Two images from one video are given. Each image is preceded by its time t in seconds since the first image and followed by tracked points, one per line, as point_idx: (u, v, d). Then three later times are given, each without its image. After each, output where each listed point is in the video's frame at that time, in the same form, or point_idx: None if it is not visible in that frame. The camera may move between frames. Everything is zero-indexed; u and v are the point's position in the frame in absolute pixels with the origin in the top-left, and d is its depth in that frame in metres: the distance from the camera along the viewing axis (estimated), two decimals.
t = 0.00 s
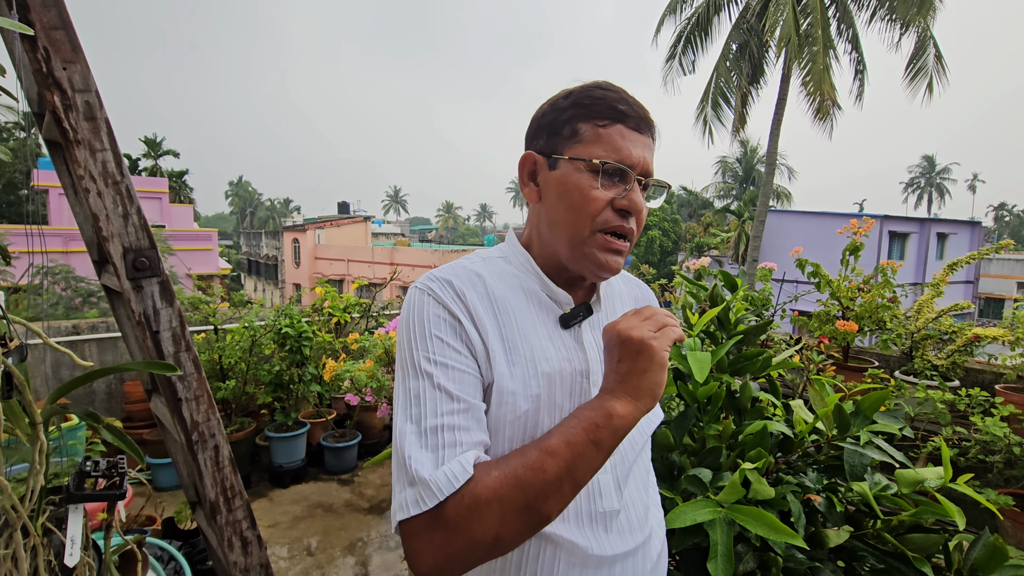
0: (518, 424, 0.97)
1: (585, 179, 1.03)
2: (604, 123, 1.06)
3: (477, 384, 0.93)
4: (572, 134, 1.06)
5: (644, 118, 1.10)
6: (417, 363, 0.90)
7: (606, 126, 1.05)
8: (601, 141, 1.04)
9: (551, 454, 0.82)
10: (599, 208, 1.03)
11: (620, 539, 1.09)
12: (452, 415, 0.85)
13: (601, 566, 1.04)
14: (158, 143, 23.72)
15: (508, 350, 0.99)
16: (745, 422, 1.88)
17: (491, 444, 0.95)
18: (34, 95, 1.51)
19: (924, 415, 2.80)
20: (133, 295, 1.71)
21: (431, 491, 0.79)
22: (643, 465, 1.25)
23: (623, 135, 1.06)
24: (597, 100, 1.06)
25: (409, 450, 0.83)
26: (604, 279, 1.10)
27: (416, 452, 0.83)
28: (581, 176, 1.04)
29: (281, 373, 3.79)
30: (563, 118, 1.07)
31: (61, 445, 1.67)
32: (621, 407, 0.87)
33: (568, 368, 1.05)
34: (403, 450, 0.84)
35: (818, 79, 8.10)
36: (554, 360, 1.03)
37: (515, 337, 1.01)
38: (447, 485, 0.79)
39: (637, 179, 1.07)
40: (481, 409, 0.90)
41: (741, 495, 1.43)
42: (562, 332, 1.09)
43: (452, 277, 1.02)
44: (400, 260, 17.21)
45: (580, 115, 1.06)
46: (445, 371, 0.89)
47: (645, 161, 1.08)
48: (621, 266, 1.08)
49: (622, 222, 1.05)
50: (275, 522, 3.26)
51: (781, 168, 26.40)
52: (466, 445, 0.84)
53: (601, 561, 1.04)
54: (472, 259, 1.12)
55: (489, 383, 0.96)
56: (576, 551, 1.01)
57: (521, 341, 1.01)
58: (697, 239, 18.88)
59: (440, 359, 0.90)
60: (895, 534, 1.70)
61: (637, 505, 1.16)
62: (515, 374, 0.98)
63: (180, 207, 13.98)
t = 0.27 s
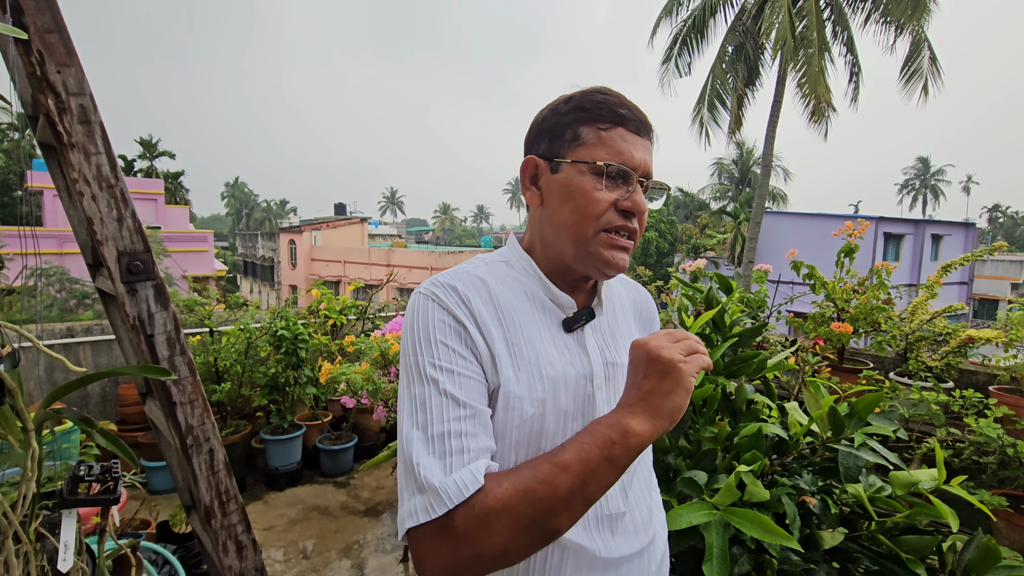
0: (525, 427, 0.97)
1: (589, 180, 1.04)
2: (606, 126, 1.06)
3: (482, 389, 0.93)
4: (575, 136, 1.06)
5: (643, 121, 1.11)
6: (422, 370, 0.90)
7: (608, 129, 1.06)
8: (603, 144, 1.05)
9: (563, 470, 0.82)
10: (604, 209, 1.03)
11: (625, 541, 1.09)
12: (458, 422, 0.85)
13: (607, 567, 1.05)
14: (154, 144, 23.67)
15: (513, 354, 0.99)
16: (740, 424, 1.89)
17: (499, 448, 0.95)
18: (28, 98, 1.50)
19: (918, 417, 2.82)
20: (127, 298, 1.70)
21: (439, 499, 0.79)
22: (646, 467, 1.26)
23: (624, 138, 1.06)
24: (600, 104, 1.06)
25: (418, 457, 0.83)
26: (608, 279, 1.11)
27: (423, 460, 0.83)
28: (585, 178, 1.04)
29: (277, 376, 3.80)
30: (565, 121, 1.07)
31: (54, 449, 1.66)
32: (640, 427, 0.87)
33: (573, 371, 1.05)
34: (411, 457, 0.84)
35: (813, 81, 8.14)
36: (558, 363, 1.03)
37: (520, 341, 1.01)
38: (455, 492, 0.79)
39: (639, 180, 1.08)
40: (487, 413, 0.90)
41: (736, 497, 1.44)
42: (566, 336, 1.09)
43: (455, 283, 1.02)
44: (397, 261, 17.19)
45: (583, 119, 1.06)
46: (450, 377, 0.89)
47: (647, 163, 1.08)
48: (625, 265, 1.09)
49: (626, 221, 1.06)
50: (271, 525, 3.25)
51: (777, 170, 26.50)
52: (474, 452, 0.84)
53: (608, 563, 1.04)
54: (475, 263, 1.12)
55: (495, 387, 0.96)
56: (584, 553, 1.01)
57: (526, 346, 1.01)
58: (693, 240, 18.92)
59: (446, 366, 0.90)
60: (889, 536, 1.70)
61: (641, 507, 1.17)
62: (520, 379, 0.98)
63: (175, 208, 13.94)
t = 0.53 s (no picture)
0: (533, 424, 0.97)
1: (587, 175, 1.03)
2: (602, 122, 1.06)
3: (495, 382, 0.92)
4: (572, 133, 1.06)
5: (639, 119, 1.12)
6: (434, 364, 0.89)
7: (605, 125, 1.06)
8: (600, 140, 1.05)
9: (590, 430, 0.80)
10: (602, 202, 1.02)
11: (632, 539, 1.09)
12: (479, 411, 0.84)
13: (614, 566, 1.04)
14: (147, 145, 23.54)
15: (518, 351, 0.99)
16: (734, 425, 1.89)
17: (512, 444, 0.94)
18: (15, 98, 1.49)
19: (910, 417, 2.83)
20: (116, 300, 1.69)
21: (468, 486, 0.78)
22: (648, 466, 1.26)
23: (621, 134, 1.06)
24: (595, 101, 1.07)
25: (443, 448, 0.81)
26: (608, 274, 1.10)
27: (445, 451, 0.81)
28: (582, 172, 1.03)
29: (270, 377, 3.78)
30: (562, 119, 1.07)
31: (42, 453, 1.65)
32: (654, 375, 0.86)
33: (576, 369, 1.05)
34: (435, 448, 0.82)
35: (807, 83, 8.17)
36: (561, 361, 1.03)
37: (524, 338, 1.01)
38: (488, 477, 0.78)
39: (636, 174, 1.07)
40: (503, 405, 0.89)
41: (729, 498, 1.46)
42: (566, 336, 1.09)
43: (458, 282, 1.01)
44: (392, 263, 17.15)
45: (578, 116, 1.06)
46: (465, 369, 0.88)
47: (643, 159, 1.09)
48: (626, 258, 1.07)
49: (625, 215, 1.05)
50: (263, 528, 3.23)
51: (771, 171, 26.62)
52: (498, 439, 0.83)
53: (614, 562, 1.04)
54: (473, 263, 1.11)
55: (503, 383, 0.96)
56: (590, 553, 1.01)
57: (530, 342, 1.01)
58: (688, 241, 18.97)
59: (459, 358, 0.89)
60: (881, 536, 1.71)
61: (645, 505, 1.17)
62: (526, 376, 0.98)
63: (169, 209, 13.87)
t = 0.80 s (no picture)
0: (537, 428, 0.95)
1: (590, 187, 1.03)
2: (610, 132, 1.05)
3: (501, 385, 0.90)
4: (578, 142, 1.05)
5: (648, 128, 1.10)
6: (438, 367, 0.87)
7: (613, 136, 1.04)
8: (607, 151, 1.04)
9: (635, 484, 0.71)
10: (603, 216, 1.03)
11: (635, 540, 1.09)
12: (488, 414, 0.82)
13: (617, 567, 1.04)
14: (139, 146, 23.40)
15: (522, 355, 0.98)
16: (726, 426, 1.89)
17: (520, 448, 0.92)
18: (2, 99, 1.47)
19: (902, 417, 2.85)
20: (104, 303, 1.67)
21: (482, 489, 0.74)
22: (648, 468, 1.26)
23: (629, 145, 1.05)
24: (605, 111, 1.05)
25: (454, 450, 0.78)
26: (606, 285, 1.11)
27: (455, 454, 0.78)
28: (587, 184, 1.03)
29: (263, 380, 3.75)
30: (571, 126, 1.06)
31: (28, 457, 1.63)
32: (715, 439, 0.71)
33: (579, 372, 1.04)
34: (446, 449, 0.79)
35: (800, 84, 8.21)
36: (564, 364, 1.03)
37: (527, 341, 1.00)
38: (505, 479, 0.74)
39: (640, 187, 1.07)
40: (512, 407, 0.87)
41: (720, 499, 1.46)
42: (568, 338, 1.09)
43: (461, 285, 1.00)
44: (386, 264, 17.11)
45: (587, 124, 1.05)
46: (471, 371, 0.86)
47: (649, 172, 1.08)
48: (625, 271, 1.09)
49: (626, 229, 1.05)
50: (256, 531, 3.21)
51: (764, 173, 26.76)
52: (510, 441, 0.80)
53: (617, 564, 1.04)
54: (474, 266, 1.10)
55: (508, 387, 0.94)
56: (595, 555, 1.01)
57: (533, 346, 1.00)
58: (682, 242, 19.02)
59: (466, 359, 0.87)
60: (873, 536, 1.71)
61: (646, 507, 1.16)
62: (529, 380, 0.97)
63: (161, 210, 13.79)
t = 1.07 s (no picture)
0: (531, 438, 0.94)
1: (589, 184, 1.03)
2: (605, 128, 1.05)
3: (479, 407, 0.91)
4: (574, 139, 1.05)
5: (642, 123, 1.11)
6: (416, 386, 0.88)
7: (608, 131, 1.05)
8: (603, 146, 1.04)
9: None
10: (603, 212, 1.03)
11: (634, 542, 1.08)
12: (446, 448, 0.84)
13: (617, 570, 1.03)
14: (132, 146, 23.25)
15: (517, 363, 0.97)
16: (721, 426, 1.90)
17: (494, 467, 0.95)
18: None
19: (895, 417, 2.86)
20: (95, 304, 1.66)
21: (423, 531, 0.79)
22: (649, 467, 1.25)
23: (624, 140, 1.06)
24: (600, 106, 1.06)
25: (408, 481, 0.83)
26: (606, 283, 1.11)
27: (413, 487, 0.82)
28: (585, 181, 1.03)
29: (257, 381, 3.71)
30: (567, 123, 1.06)
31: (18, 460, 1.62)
32: None
33: (578, 377, 1.03)
34: (402, 480, 0.83)
35: (794, 86, 8.25)
36: (563, 369, 1.01)
37: (522, 349, 0.99)
38: (440, 531, 0.79)
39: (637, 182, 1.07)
40: (480, 436, 0.88)
41: (714, 499, 1.46)
42: (567, 340, 1.08)
43: (456, 291, 0.99)
44: (381, 265, 17.08)
45: (582, 121, 1.05)
46: (443, 396, 0.87)
47: (646, 166, 1.08)
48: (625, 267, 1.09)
49: (625, 225, 1.05)
50: (250, 533, 3.19)
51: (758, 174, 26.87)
52: (458, 480, 0.84)
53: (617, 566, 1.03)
54: (472, 269, 1.10)
55: (494, 403, 0.94)
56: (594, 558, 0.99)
57: (529, 353, 0.99)
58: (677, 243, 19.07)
59: (442, 383, 0.88)
60: (866, 536, 1.71)
61: (646, 508, 1.16)
62: (525, 388, 0.95)
63: (155, 211, 13.71)
